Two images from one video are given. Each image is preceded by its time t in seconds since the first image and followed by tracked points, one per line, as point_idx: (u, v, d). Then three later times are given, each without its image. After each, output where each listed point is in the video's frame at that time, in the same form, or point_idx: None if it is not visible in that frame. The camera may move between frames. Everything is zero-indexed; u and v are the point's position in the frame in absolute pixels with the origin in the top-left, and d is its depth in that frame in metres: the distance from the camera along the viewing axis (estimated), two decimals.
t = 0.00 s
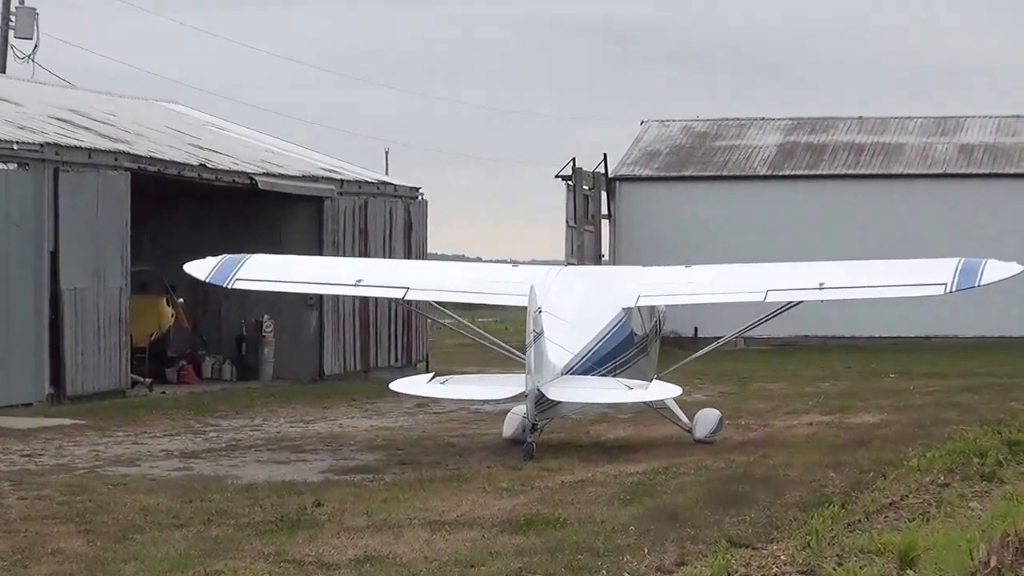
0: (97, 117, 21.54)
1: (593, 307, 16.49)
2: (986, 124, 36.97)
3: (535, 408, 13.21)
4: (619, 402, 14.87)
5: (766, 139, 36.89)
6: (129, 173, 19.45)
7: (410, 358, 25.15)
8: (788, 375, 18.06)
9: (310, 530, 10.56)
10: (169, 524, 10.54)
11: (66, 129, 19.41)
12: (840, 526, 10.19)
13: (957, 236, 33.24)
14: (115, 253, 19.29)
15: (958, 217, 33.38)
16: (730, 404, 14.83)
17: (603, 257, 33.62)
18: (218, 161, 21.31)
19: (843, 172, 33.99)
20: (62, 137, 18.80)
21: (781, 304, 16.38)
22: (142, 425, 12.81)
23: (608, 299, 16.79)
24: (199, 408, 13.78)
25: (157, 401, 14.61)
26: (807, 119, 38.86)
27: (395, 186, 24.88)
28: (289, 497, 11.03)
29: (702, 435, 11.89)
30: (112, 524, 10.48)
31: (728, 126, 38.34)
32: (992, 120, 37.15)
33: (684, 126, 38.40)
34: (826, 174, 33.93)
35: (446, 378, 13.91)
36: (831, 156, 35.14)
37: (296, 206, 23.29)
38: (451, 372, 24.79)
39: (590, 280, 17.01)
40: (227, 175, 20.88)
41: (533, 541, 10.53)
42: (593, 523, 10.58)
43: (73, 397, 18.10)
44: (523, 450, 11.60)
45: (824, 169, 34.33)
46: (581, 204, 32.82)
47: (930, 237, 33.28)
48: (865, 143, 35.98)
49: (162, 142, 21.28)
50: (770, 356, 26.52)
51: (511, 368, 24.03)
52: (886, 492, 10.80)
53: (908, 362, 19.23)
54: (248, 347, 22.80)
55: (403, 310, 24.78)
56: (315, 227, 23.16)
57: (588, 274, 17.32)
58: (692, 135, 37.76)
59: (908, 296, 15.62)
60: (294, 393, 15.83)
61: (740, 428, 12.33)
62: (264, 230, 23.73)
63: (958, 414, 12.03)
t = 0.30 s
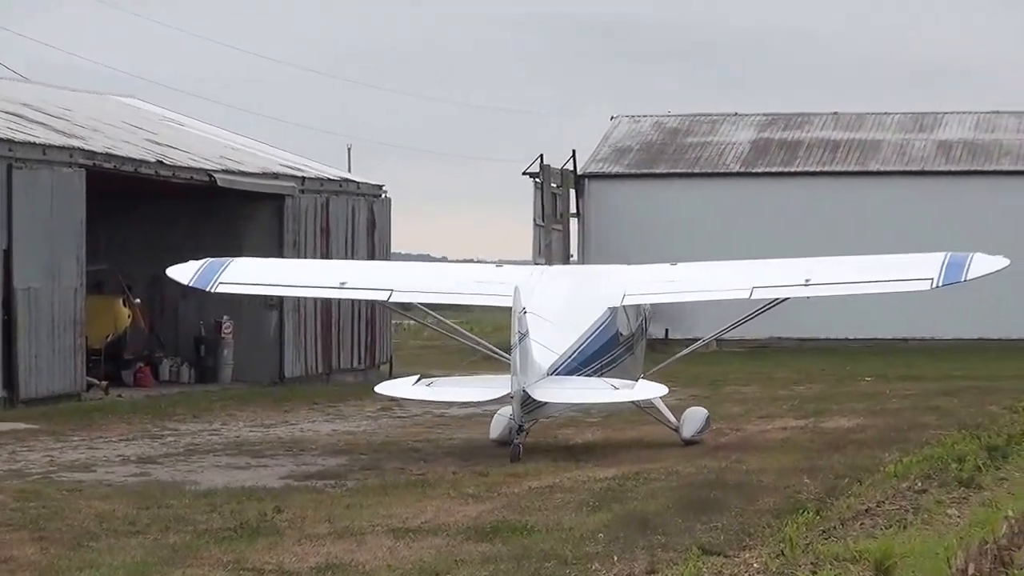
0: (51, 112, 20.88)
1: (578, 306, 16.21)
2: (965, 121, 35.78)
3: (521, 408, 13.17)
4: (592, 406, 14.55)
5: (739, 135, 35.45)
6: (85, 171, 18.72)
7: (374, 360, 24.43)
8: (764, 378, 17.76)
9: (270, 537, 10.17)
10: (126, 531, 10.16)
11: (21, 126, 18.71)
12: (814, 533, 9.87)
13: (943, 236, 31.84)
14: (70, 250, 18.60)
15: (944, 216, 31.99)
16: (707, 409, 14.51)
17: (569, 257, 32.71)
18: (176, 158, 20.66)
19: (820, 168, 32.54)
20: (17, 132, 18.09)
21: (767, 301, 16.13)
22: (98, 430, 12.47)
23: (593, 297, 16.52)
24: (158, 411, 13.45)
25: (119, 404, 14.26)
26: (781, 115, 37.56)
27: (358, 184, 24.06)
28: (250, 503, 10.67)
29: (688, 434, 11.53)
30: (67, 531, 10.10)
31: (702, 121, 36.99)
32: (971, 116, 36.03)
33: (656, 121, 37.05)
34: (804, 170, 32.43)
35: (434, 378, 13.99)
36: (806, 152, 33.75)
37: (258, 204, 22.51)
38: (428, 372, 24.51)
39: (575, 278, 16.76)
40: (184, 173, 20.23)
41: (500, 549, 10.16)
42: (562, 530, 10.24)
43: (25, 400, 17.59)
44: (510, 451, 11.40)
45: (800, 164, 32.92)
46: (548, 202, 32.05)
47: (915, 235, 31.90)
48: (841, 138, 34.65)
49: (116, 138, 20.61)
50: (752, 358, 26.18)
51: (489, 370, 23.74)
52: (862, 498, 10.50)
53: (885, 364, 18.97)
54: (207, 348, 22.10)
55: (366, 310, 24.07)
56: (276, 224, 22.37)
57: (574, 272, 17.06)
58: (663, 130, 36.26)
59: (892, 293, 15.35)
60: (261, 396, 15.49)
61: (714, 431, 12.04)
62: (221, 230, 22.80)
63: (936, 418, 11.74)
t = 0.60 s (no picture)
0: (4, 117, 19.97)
1: (557, 313, 15.97)
2: (936, 127, 34.47)
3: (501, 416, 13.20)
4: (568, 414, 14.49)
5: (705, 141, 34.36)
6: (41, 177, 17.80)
7: (335, 370, 23.24)
8: (731, 387, 17.60)
9: (227, 550, 9.84)
10: (81, 544, 9.87)
11: None
12: (780, 545, 9.64)
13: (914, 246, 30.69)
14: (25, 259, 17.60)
15: (915, 226, 30.82)
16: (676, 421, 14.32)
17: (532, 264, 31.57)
18: (136, 163, 19.81)
19: (787, 175, 31.52)
20: None
21: (744, 309, 15.96)
22: (53, 441, 12.21)
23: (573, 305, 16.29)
24: (115, 422, 13.20)
25: (79, 415, 13.98)
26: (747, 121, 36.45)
27: (318, 189, 23.01)
28: (207, 515, 10.40)
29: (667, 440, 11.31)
30: (19, 544, 9.80)
31: (668, 127, 35.80)
32: (941, 121, 34.78)
33: (622, 127, 35.84)
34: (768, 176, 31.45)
35: (412, 389, 14.00)
36: (772, 159, 32.68)
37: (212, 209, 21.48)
38: (402, 379, 24.33)
39: (555, 286, 16.54)
40: (141, 177, 19.12)
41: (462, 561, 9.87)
42: (524, 542, 9.97)
43: None
44: (489, 458, 11.29)
45: (767, 172, 31.84)
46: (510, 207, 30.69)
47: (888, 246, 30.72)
48: (808, 145, 33.56)
49: (74, 142, 19.76)
50: (731, 368, 25.94)
51: (464, 378, 23.57)
52: (829, 510, 10.32)
53: (853, 374, 18.85)
54: (164, 358, 21.04)
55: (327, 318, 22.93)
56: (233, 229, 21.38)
57: (554, 280, 16.84)
58: (628, 136, 35.21)
59: (867, 301, 15.21)
60: (225, 407, 15.25)
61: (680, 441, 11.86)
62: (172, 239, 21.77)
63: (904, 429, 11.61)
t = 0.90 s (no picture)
0: None
1: (534, 326, 15.86)
2: (898, 141, 33.01)
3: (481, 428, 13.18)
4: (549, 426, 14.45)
5: (665, 154, 32.84)
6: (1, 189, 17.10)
7: (294, 387, 22.50)
8: (694, 403, 17.56)
9: (185, 566, 9.60)
10: (37, 559, 9.65)
11: None
12: (741, 560, 9.49)
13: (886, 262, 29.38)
14: None
15: (883, 241, 29.48)
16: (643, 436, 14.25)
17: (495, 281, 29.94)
18: (93, 176, 19.21)
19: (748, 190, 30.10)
20: None
21: (716, 323, 15.94)
22: (6, 456, 12.05)
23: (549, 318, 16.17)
24: (71, 438, 13.05)
25: (38, 429, 13.81)
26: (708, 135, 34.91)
27: (278, 204, 22.41)
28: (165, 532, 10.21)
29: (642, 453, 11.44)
30: None
31: (629, 139, 34.17)
32: (902, 136, 33.37)
33: (582, 141, 34.23)
34: (728, 193, 30.05)
35: (392, 403, 14.01)
36: (734, 172, 31.21)
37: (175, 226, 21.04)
38: (372, 393, 24.23)
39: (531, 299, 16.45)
40: (99, 193, 18.39)
41: None
42: (482, 557, 9.77)
43: None
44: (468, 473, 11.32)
45: (728, 186, 30.41)
46: (473, 221, 29.27)
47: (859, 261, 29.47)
48: (771, 158, 32.05)
49: (32, 155, 19.17)
50: (710, 382, 25.78)
51: (434, 393, 23.51)
52: (789, 527, 10.23)
53: (813, 389, 18.88)
54: (122, 373, 20.72)
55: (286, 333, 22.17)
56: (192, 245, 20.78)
57: (531, 294, 16.74)
58: (587, 149, 33.62)
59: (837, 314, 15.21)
60: (185, 423, 15.09)
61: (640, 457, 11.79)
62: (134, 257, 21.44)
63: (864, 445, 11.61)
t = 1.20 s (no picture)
0: None
1: (511, 342, 15.87)
2: (858, 156, 32.58)
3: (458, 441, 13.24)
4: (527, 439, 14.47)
5: (627, 170, 32.37)
6: None
7: (255, 402, 22.11)
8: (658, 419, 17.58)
9: None
10: None
11: None
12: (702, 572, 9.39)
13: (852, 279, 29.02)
14: None
15: (849, 258, 29.15)
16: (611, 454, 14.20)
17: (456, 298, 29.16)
18: (53, 190, 18.74)
19: (710, 206, 29.71)
20: None
21: (689, 337, 15.98)
22: None
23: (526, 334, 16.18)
24: (27, 453, 12.92)
25: None
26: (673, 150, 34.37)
27: (239, 218, 22.01)
28: (124, 546, 10.10)
29: (616, 466, 11.70)
30: None
31: (591, 155, 33.73)
32: (865, 152, 32.74)
33: (544, 156, 33.79)
34: (690, 208, 29.69)
35: (370, 417, 13.97)
36: (695, 189, 30.78)
37: (130, 238, 20.58)
38: (343, 405, 24.21)
39: (508, 314, 16.46)
40: (61, 206, 18.03)
41: None
42: (442, 570, 9.69)
43: None
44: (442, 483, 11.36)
45: (689, 203, 30.00)
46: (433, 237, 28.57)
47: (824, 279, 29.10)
48: (733, 175, 31.59)
49: None
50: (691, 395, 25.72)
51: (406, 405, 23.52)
52: (749, 542, 10.19)
53: (774, 405, 18.97)
54: (83, 387, 20.48)
55: (247, 348, 21.82)
56: (153, 261, 20.32)
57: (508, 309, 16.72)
58: (550, 165, 33.13)
59: (808, 328, 15.28)
60: (147, 438, 14.99)
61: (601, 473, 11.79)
62: (87, 270, 20.94)
63: (826, 461, 11.63)
